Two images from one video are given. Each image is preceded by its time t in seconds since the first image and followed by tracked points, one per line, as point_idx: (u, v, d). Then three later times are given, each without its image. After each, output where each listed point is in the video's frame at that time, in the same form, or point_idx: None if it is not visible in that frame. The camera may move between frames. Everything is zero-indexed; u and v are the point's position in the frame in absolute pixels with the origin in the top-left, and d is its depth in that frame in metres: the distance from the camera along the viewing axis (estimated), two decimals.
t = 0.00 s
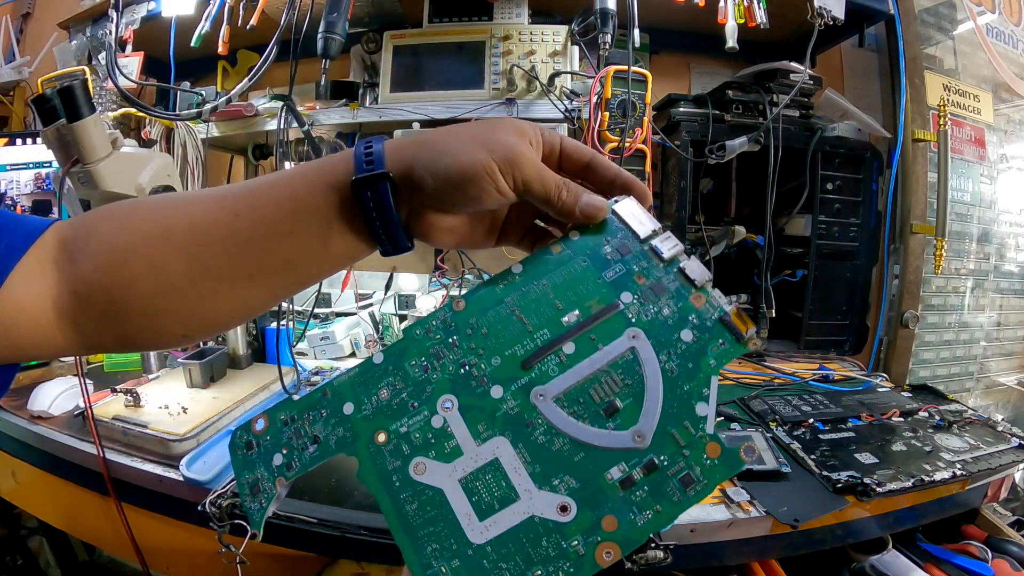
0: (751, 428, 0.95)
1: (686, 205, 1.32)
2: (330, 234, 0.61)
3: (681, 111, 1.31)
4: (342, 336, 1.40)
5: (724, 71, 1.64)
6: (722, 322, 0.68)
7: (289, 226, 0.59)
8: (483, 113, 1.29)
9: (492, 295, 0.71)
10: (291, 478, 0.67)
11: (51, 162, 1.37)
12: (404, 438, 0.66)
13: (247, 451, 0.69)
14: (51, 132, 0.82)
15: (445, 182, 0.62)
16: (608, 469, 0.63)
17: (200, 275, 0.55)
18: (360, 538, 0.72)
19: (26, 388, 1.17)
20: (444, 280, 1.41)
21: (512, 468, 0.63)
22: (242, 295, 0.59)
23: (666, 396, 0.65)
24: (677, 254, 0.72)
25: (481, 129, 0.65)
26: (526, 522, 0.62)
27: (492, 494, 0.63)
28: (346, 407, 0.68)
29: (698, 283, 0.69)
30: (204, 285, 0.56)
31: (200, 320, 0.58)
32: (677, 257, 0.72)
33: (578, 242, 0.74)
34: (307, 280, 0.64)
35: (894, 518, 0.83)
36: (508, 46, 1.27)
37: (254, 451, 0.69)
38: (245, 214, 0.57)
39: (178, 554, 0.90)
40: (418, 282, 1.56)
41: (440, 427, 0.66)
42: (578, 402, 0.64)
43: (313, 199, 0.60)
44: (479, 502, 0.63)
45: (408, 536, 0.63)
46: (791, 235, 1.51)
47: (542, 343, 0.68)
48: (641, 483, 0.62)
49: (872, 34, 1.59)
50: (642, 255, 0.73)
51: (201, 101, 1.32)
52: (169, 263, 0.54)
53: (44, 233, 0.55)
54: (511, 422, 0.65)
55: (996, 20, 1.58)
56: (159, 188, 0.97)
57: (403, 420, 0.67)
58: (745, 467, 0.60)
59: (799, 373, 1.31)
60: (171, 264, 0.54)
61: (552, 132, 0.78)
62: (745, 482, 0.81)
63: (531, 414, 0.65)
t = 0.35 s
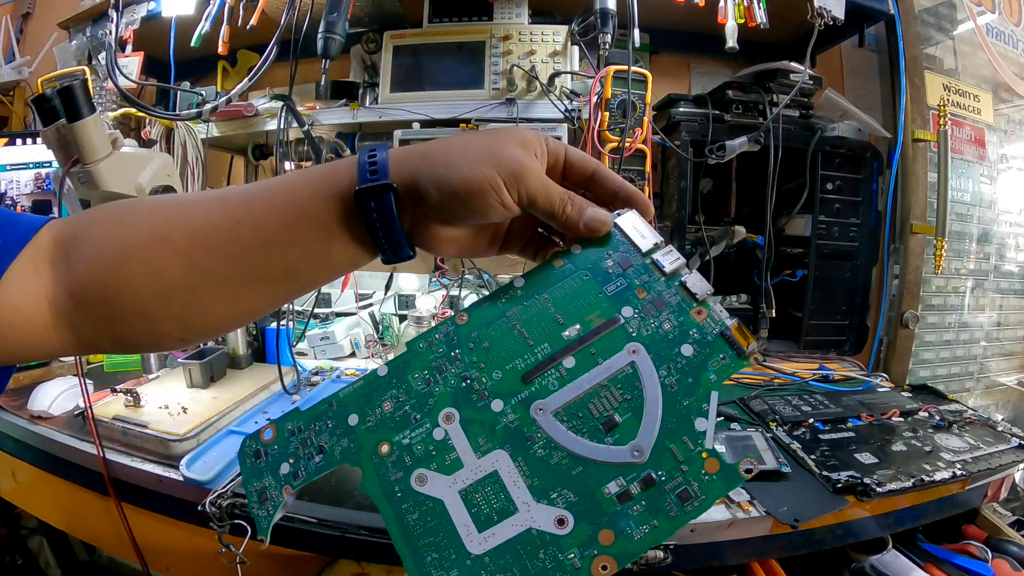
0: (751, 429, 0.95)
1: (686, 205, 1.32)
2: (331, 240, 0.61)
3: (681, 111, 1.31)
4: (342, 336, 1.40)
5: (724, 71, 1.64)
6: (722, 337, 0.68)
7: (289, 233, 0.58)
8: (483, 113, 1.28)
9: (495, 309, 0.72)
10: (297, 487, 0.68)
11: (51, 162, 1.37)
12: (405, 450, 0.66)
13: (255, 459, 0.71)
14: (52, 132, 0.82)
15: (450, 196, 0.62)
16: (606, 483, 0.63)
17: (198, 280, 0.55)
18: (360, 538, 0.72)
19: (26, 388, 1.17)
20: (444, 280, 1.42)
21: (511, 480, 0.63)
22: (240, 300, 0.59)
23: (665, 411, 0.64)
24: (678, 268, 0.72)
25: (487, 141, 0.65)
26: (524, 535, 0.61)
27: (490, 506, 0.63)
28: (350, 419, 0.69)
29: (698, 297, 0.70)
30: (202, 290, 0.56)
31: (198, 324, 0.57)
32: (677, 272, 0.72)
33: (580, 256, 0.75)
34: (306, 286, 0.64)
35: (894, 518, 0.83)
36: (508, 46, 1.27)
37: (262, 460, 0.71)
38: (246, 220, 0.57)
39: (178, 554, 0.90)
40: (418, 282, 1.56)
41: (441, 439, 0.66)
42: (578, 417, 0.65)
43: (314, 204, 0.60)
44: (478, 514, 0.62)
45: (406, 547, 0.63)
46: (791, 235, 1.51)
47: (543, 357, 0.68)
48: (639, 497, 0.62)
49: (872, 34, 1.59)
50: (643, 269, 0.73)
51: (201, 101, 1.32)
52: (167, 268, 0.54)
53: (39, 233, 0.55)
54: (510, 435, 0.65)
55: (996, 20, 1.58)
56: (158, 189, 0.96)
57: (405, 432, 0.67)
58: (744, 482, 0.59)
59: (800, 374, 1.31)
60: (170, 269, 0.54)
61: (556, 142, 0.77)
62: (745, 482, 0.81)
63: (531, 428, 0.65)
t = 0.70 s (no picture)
0: (751, 428, 0.95)
1: (686, 205, 1.32)
2: (328, 244, 0.61)
3: (681, 111, 1.31)
4: (343, 336, 1.39)
5: (724, 71, 1.64)
6: (708, 337, 0.68)
7: (287, 236, 0.58)
8: (484, 113, 1.28)
9: (486, 303, 0.73)
10: (273, 472, 0.66)
11: (51, 162, 1.37)
12: (390, 438, 0.65)
13: (230, 443, 0.68)
14: (52, 132, 0.82)
15: (447, 201, 0.62)
16: (593, 473, 0.62)
17: (194, 282, 0.55)
18: (359, 538, 0.72)
19: (25, 388, 1.17)
20: (444, 280, 1.42)
21: (498, 469, 0.62)
22: (236, 302, 0.59)
23: (653, 404, 0.64)
24: (667, 270, 0.74)
25: (483, 147, 0.65)
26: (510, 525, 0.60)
27: (476, 495, 0.61)
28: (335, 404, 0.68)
29: (686, 298, 0.70)
30: (197, 291, 0.56)
31: (195, 324, 0.58)
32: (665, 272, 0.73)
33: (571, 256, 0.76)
34: (304, 288, 0.64)
35: (894, 518, 0.83)
36: (507, 46, 1.27)
37: (237, 444, 0.68)
38: (243, 222, 0.57)
39: (178, 554, 0.90)
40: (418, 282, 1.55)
41: (427, 428, 0.65)
42: (565, 407, 0.64)
43: (312, 208, 0.60)
44: (463, 503, 0.61)
45: (387, 537, 0.61)
46: (791, 235, 1.51)
47: (533, 348, 0.69)
48: (627, 487, 0.61)
49: (872, 34, 1.59)
50: (632, 270, 0.74)
51: (201, 100, 1.32)
52: (164, 269, 0.53)
53: (35, 231, 0.55)
54: (498, 424, 0.65)
55: (996, 20, 1.58)
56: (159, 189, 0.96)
57: (389, 420, 0.66)
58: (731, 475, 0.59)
59: (800, 373, 1.31)
60: (166, 270, 0.54)
61: (549, 150, 0.77)
62: (745, 482, 0.81)
63: (519, 417, 0.65)
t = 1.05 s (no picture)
0: (751, 428, 0.95)
1: (686, 205, 1.32)
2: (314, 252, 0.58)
3: (681, 111, 1.31)
4: (342, 336, 1.40)
5: (724, 72, 1.65)
6: (716, 327, 0.70)
7: (278, 251, 0.56)
8: (484, 113, 1.28)
9: (496, 304, 0.75)
10: (291, 466, 0.65)
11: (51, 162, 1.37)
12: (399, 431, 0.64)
13: (255, 438, 0.68)
14: (52, 132, 0.82)
15: (419, 217, 0.59)
16: (598, 461, 0.60)
17: (182, 294, 0.53)
18: (359, 538, 0.71)
19: (25, 388, 1.17)
20: (444, 280, 1.43)
21: (502, 457, 0.61)
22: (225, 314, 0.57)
23: (658, 394, 0.64)
24: (671, 270, 0.77)
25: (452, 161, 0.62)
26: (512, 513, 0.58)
27: (478, 483, 0.59)
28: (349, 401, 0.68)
29: (691, 292, 0.73)
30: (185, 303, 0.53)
31: (187, 337, 0.56)
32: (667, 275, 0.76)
33: (578, 261, 0.78)
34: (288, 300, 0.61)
35: (894, 518, 0.83)
36: (507, 46, 1.27)
37: (260, 439, 0.67)
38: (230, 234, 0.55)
39: (178, 554, 0.90)
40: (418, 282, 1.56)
41: (436, 420, 0.64)
42: (572, 398, 0.64)
43: (303, 221, 0.58)
44: (465, 491, 0.59)
45: (389, 526, 0.59)
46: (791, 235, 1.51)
47: (540, 345, 0.70)
48: (633, 474, 0.59)
49: (872, 34, 1.60)
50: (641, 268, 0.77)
51: (201, 100, 1.32)
52: (150, 282, 0.51)
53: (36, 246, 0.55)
54: (503, 414, 0.64)
55: (996, 20, 1.58)
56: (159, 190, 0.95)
57: (399, 414, 0.66)
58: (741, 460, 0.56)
59: (800, 374, 1.31)
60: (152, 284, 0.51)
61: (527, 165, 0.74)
62: (745, 482, 0.81)
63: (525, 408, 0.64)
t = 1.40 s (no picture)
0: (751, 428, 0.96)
1: (686, 205, 1.32)
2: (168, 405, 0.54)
3: (681, 111, 1.31)
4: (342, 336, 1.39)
5: (724, 72, 1.65)
6: (788, 361, 0.68)
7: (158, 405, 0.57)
8: (484, 113, 1.28)
9: (568, 315, 0.77)
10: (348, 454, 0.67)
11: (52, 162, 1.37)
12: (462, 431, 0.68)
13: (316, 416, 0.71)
14: (51, 132, 0.82)
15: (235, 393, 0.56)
16: (659, 486, 0.62)
17: (57, 436, 0.52)
18: (360, 538, 0.71)
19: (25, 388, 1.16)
20: (444, 280, 1.44)
21: (563, 472, 0.63)
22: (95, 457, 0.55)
23: (726, 420, 0.65)
24: (750, 294, 0.75)
25: (227, 336, 0.57)
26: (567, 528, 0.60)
27: (538, 493, 0.62)
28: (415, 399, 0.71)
29: (766, 320, 0.72)
30: (57, 443, 0.52)
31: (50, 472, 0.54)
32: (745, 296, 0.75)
33: (655, 276, 0.80)
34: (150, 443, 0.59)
35: (894, 518, 0.83)
36: (508, 46, 1.27)
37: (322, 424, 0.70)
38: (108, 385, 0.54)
39: (178, 554, 0.90)
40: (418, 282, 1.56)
41: (501, 428, 0.67)
42: (639, 418, 0.66)
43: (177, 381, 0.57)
44: (525, 500, 0.62)
45: (448, 526, 0.62)
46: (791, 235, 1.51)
47: (608, 360, 0.71)
48: (692, 502, 0.61)
49: (872, 34, 1.60)
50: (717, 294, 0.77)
51: (201, 101, 1.32)
52: (32, 418, 0.50)
53: None
54: (569, 428, 0.66)
55: (996, 20, 1.58)
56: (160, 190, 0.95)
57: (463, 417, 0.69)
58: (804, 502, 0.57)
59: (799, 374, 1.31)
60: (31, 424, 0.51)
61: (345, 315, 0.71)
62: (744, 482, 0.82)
63: (589, 421, 0.66)
